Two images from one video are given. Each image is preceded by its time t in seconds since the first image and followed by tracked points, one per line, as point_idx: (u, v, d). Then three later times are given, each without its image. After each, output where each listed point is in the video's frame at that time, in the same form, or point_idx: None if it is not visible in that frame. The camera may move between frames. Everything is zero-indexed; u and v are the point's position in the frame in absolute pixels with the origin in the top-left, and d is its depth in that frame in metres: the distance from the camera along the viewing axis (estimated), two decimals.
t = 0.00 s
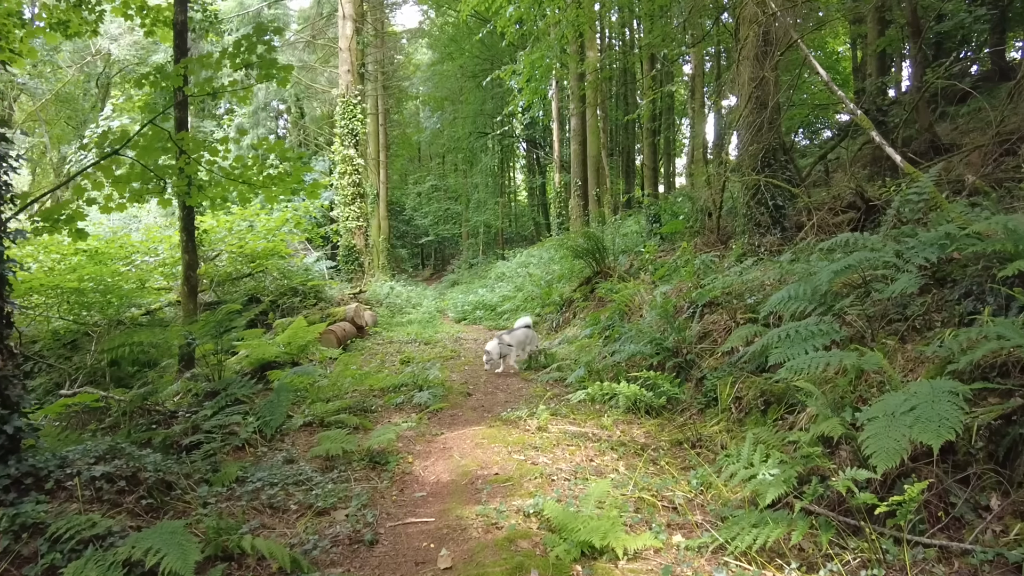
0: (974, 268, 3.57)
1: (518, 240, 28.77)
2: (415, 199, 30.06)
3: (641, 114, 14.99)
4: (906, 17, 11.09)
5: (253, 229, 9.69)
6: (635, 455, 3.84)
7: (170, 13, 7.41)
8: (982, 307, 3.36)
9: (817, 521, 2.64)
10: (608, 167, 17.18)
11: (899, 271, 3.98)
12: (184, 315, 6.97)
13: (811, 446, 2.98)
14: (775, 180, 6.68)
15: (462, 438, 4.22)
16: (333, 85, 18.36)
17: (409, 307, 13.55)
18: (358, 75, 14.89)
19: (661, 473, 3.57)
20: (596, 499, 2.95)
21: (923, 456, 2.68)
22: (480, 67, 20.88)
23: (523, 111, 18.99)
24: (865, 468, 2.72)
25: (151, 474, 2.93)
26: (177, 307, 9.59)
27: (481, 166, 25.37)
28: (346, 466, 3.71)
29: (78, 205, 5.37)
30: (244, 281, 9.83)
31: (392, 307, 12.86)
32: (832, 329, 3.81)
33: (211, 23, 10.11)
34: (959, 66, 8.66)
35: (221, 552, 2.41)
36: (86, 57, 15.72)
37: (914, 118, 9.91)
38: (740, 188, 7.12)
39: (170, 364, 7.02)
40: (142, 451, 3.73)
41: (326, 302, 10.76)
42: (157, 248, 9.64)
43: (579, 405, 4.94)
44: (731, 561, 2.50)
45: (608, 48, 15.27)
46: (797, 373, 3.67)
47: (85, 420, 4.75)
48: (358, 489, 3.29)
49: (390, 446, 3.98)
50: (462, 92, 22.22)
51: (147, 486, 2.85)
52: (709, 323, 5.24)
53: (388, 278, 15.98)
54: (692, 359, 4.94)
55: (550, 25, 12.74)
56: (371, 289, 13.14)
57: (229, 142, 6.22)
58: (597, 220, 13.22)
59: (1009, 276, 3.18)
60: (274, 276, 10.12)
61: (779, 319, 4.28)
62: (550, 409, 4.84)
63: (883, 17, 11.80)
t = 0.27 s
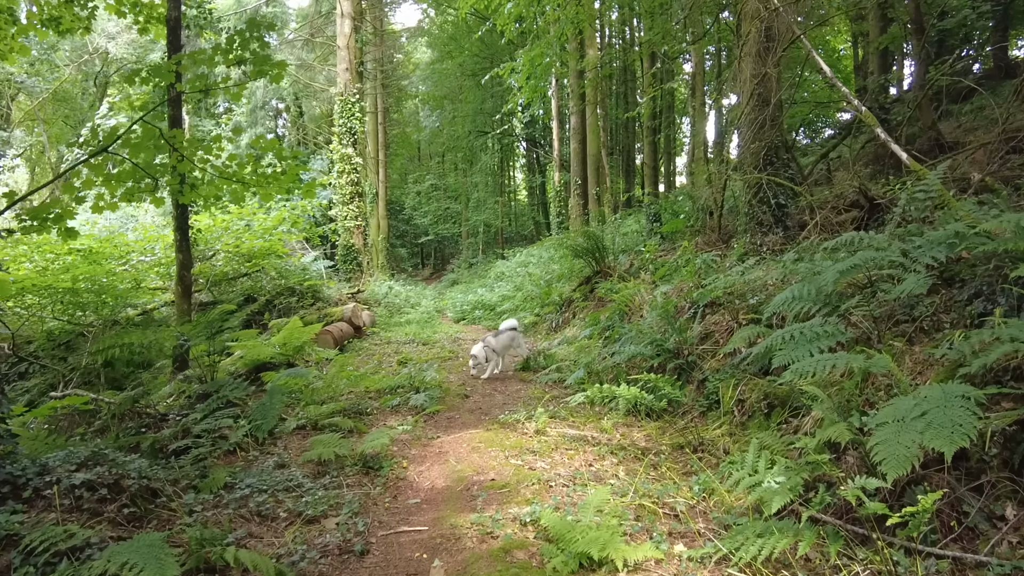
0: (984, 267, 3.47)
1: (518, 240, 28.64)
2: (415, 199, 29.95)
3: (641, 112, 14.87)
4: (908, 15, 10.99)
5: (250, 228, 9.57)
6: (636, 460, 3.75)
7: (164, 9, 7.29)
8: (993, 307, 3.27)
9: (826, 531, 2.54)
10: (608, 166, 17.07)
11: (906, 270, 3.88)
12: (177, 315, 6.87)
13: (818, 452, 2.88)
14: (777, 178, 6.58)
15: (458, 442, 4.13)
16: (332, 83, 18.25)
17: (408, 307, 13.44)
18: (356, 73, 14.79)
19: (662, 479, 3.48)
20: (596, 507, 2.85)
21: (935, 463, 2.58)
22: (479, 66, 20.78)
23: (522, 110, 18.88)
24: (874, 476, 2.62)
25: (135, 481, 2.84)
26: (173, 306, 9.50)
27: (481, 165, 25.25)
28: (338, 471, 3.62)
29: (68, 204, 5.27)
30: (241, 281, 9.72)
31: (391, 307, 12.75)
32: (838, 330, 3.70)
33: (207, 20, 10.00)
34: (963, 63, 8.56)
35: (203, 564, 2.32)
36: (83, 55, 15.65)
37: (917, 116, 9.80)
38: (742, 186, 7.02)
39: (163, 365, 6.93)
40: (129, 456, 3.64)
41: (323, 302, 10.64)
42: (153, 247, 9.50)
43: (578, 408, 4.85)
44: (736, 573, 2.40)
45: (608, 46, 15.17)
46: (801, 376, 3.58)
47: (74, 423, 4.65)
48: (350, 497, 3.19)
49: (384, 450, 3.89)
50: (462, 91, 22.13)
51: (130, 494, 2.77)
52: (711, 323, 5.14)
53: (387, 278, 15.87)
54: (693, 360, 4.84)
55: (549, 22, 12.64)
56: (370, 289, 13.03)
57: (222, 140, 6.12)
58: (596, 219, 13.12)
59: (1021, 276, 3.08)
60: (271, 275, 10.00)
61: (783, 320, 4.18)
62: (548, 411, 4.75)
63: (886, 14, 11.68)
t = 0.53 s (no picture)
0: (996, 268, 3.38)
1: (518, 241, 28.54)
2: (414, 199, 29.89)
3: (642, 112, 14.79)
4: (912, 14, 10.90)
5: (248, 228, 9.50)
6: (638, 465, 3.66)
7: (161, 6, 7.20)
8: (1005, 309, 3.18)
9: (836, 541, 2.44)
10: (609, 167, 16.97)
11: (914, 271, 3.79)
12: (173, 316, 6.78)
13: (828, 458, 2.78)
14: (780, 178, 6.50)
15: (456, 446, 4.04)
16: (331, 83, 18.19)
17: (407, 309, 13.35)
18: (356, 73, 14.73)
19: (666, 485, 3.39)
20: (597, 516, 2.77)
21: (951, 471, 2.49)
22: (479, 66, 20.74)
23: (523, 110, 18.82)
24: (886, 484, 2.54)
25: (121, 489, 2.78)
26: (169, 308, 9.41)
27: (481, 165, 25.17)
28: (334, 476, 3.53)
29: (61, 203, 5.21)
30: (238, 283, 9.64)
31: (390, 308, 12.66)
32: (847, 332, 3.61)
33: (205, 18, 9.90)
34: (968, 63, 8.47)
35: None
36: (83, 54, 15.60)
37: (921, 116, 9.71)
38: (745, 186, 6.95)
39: (159, 367, 6.84)
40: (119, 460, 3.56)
41: (322, 303, 10.55)
42: (150, 247, 9.39)
43: (579, 411, 4.76)
44: None
45: (609, 46, 15.09)
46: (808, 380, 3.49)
47: (66, 426, 4.56)
48: (345, 504, 3.10)
49: (381, 455, 3.79)
50: (462, 91, 22.07)
51: (116, 502, 2.71)
52: (715, 325, 5.05)
53: (386, 279, 15.77)
54: (696, 363, 4.75)
55: (550, 22, 12.58)
56: (369, 290, 12.94)
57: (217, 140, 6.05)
58: (597, 220, 13.04)
59: None
60: (269, 276, 9.92)
61: (788, 321, 4.08)
62: (549, 414, 4.66)
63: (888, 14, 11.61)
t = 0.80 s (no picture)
0: (1015, 267, 3.27)
1: (518, 241, 28.44)
2: (414, 199, 29.81)
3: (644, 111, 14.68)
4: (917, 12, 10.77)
5: (246, 227, 9.40)
6: (644, 471, 3.55)
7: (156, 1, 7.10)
8: None
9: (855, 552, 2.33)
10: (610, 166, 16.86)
11: (929, 270, 3.68)
12: (169, 316, 6.67)
13: (845, 465, 2.67)
14: (786, 176, 6.39)
15: (456, 450, 3.93)
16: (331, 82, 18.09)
17: (407, 309, 13.24)
18: (356, 71, 14.63)
19: (673, 491, 3.29)
20: (602, 524, 2.66)
21: (976, 479, 2.38)
22: (480, 66, 20.65)
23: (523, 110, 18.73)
24: (907, 492, 2.43)
25: (106, 496, 2.71)
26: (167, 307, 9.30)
27: (481, 165, 25.07)
28: (330, 481, 3.42)
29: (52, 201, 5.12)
30: (235, 282, 9.53)
31: (389, 308, 12.55)
32: (861, 333, 3.49)
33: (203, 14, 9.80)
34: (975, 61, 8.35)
35: None
36: (82, 53, 15.54)
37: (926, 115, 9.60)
38: (750, 185, 6.83)
39: (154, 368, 6.73)
40: (109, 464, 3.47)
41: (321, 303, 10.42)
42: (147, 247, 9.29)
43: (582, 414, 4.65)
44: None
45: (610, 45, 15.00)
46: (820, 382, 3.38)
47: (57, 428, 4.45)
48: (341, 510, 3.00)
49: (379, 459, 3.68)
50: (462, 91, 21.98)
51: (101, 510, 2.64)
52: (721, 326, 4.94)
53: (386, 279, 15.66)
54: (702, 364, 4.64)
55: (551, 20, 12.48)
56: (368, 290, 12.84)
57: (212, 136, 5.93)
58: (598, 219, 12.94)
59: None
60: (267, 276, 9.82)
61: (798, 321, 3.97)
62: (551, 417, 4.55)
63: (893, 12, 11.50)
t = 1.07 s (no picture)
0: None
1: (519, 240, 28.31)
2: (415, 198, 29.68)
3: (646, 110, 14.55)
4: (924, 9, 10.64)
5: (244, 226, 9.28)
6: (653, 478, 3.43)
7: None
8: None
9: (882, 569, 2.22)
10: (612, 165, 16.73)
11: (950, 271, 3.54)
12: (165, 316, 6.54)
13: (868, 476, 2.55)
14: (795, 174, 6.25)
15: (458, 456, 3.81)
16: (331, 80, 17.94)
17: (407, 308, 13.11)
18: (356, 69, 14.50)
19: (684, 501, 3.16)
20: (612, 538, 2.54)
21: (1010, 493, 2.25)
22: (481, 64, 20.50)
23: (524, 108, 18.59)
24: (935, 506, 2.31)
25: (91, 508, 2.66)
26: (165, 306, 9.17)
27: (482, 164, 24.93)
28: (328, 489, 3.30)
29: (43, 198, 4.99)
30: (234, 282, 9.40)
31: (389, 308, 12.43)
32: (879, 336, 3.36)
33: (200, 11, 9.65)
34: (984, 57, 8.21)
35: None
36: (81, 50, 15.38)
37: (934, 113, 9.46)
38: (757, 183, 6.70)
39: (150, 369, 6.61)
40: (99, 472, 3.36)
41: (320, 303, 10.29)
42: (145, 246, 9.16)
43: (588, 418, 4.53)
44: None
45: (612, 43, 14.87)
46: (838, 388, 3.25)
47: (48, 432, 4.33)
48: (339, 521, 2.88)
49: (379, 466, 3.57)
50: (463, 89, 21.83)
51: (86, 523, 2.60)
52: (730, 327, 4.81)
53: (387, 278, 15.53)
54: (711, 367, 4.51)
55: (553, 17, 12.34)
56: (368, 290, 12.72)
57: (208, 133, 5.79)
58: (600, 219, 12.81)
59: None
60: (266, 275, 9.68)
61: (812, 324, 3.84)
62: (556, 421, 4.43)
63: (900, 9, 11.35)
